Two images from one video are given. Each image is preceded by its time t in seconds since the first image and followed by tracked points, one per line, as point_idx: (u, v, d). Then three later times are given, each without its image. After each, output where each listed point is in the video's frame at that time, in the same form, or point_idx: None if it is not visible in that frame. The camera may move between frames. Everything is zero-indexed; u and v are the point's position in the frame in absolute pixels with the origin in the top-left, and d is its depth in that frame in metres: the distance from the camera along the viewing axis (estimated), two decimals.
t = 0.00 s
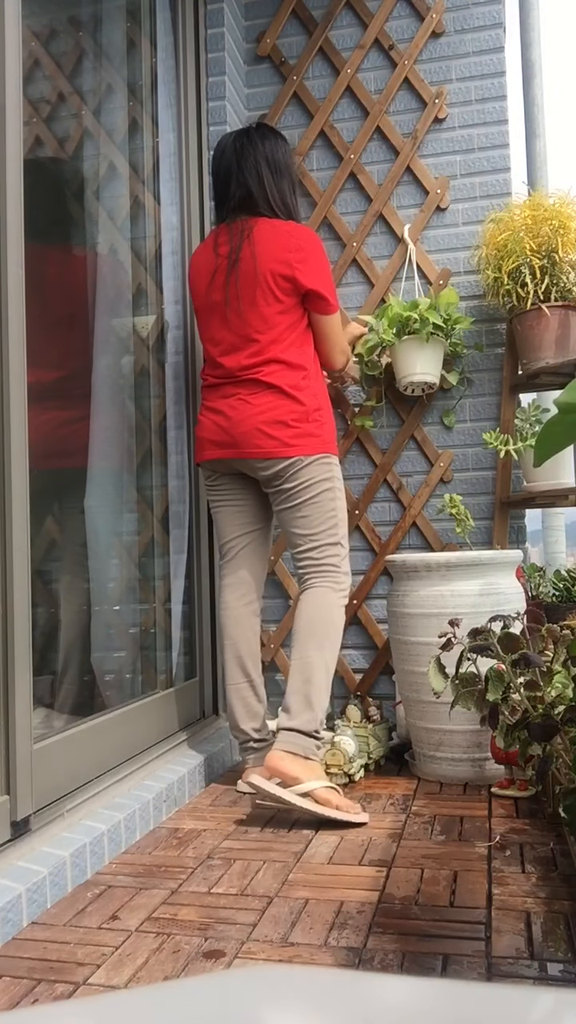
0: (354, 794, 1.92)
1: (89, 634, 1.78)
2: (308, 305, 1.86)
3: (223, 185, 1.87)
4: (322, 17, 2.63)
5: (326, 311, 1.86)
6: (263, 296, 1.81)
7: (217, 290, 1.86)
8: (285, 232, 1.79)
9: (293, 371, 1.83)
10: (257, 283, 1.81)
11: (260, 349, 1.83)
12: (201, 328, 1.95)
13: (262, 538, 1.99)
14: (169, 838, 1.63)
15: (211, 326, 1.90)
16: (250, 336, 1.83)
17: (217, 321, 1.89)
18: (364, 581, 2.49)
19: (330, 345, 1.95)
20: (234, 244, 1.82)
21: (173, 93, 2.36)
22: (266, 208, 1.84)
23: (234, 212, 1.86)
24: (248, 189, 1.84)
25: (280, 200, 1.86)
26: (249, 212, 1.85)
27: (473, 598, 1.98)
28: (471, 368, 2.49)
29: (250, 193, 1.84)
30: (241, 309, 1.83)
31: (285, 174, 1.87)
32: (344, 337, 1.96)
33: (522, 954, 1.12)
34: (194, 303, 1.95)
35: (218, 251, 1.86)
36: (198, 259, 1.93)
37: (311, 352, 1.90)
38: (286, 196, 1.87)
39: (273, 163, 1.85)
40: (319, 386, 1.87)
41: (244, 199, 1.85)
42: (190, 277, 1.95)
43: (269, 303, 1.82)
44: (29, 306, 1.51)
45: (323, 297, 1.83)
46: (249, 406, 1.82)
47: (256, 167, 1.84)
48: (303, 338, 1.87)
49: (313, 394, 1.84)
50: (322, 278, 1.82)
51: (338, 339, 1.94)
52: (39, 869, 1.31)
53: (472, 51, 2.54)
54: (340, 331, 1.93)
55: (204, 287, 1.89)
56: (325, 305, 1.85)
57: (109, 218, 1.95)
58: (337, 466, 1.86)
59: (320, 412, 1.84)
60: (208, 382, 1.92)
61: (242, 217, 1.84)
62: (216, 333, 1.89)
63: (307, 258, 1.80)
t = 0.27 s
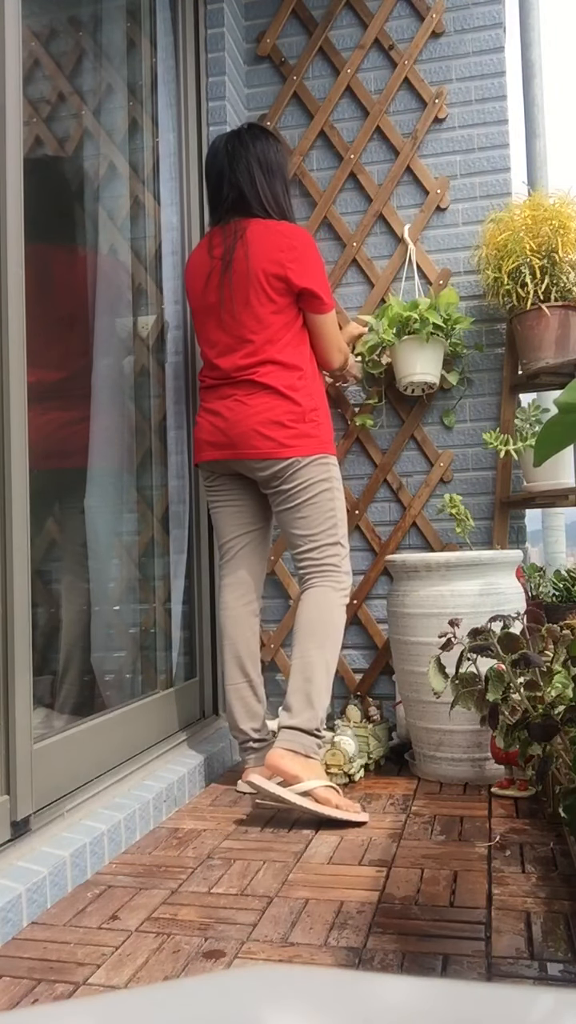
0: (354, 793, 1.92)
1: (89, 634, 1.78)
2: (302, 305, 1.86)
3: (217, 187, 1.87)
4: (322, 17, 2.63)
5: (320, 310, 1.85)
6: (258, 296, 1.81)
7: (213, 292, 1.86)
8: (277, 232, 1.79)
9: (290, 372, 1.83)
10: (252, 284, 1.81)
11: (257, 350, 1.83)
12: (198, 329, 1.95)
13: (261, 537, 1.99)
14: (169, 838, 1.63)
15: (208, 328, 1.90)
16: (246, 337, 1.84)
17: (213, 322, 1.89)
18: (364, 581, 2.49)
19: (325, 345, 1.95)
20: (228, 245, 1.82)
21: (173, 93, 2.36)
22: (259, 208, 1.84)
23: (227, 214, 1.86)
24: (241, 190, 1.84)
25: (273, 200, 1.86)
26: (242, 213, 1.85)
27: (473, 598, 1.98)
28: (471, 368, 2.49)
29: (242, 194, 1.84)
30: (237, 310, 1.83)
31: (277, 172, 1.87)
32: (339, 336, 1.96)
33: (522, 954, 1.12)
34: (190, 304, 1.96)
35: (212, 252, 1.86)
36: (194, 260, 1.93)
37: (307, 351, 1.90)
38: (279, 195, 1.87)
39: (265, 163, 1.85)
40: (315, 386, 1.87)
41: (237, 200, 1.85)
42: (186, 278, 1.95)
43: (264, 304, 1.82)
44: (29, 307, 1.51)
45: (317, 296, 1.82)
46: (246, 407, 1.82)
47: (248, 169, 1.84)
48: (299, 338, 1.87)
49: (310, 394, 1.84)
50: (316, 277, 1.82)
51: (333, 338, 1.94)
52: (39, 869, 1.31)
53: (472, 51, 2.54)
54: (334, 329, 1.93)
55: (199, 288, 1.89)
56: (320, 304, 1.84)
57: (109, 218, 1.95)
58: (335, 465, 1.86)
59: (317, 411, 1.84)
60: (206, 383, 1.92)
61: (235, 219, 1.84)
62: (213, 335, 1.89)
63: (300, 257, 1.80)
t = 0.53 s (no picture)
0: (354, 794, 1.92)
1: (89, 634, 1.78)
2: (301, 305, 1.85)
3: (215, 188, 1.87)
4: (322, 17, 2.63)
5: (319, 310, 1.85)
6: (256, 297, 1.81)
7: (212, 292, 1.86)
8: (275, 232, 1.79)
9: (289, 372, 1.84)
10: (251, 285, 1.81)
11: (256, 350, 1.83)
12: (197, 329, 1.95)
13: (261, 537, 1.99)
14: (169, 838, 1.63)
15: (207, 328, 1.91)
16: (245, 338, 1.84)
17: (213, 323, 1.89)
18: (364, 581, 2.49)
19: (324, 345, 1.95)
20: (227, 245, 1.82)
21: (173, 93, 2.36)
22: (257, 209, 1.84)
23: (225, 215, 1.86)
24: (239, 191, 1.84)
25: (271, 201, 1.86)
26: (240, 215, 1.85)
27: (473, 598, 1.98)
28: (471, 368, 2.49)
29: (240, 195, 1.84)
30: (236, 311, 1.83)
31: (275, 173, 1.87)
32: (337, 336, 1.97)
33: (522, 954, 1.12)
34: (190, 305, 1.96)
35: (211, 253, 1.86)
36: (193, 260, 1.93)
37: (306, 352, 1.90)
38: (277, 196, 1.87)
39: (263, 163, 1.85)
40: (315, 385, 1.87)
41: (235, 202, 1.85)
42: (185, 278, 1.95)
43: (263, 304, 1.82)
44: (30, 307, 1.51)
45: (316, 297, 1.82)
46: (246, 408, 1.82)
47: (246, 170, 1.84)
48: (298, 339, 1.87)
49: (309, 394, 1.84)
50: (314, 277, 1.82)
51: (332, 338, 1.94)
52: (39, 869, 1.31)
53: (472, 51, 2.54)
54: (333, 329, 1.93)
55: (198, 289, 1.90)
56: (319, 304, 1.84)
57: (109, 218, 1.95)
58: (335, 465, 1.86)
59: (317, 411, 1.84)
60: (206, 383, 1.92)
61: (234, 220, 1.84)
62: (212, 335, 1.89)
63: (298, 258, 1.79)
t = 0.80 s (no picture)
0: (354, 793, 1.92)
1: (89, 634, 1.78)
2: (301, 305, 1.85)
3: (215, 188, 1.87)
4: (322, 17, 2.63)
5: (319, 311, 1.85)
6: (256, 298, 1.81)
7: (212, 293, 1.86)
8: (275, 233, 1.79)
9: (289, 372, 1.84)
10: (251, 285, 1.81)
11: (256, 351, 1.83)
12: (197, 329, 1.95)
13: (260, 538, 1.99)
14: (169, 838, 1.63)
15: (207, 328, 1.91)
16: (245, 338, 1.84)
17: (212, 323, 1.89)
18: (364, 580, 2.49)
19: (324, 345, 1.95)
20: (227, 246, 1.82)
21: (173, 93, 2.36)
22: (258, 209, 1.84)
23: (225, 215, 1.85)
24: (239, 191, 1.84)
25: (272, 202, 1.86)
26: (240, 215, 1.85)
27: (473, 598, 1.98)
28: (471, 368, 2.49)
29: (240, 196, 1.84)
30: (236, 311, 1.83)
31: (275, 173, 1.87)
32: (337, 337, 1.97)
33: (522, 954, 1.12)
34: (189, 306, 1.96)
35: (211, 253, 1.86)
36: (193, 260, 1.93)
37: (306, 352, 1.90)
38: (277, 196, 1.87)
39: (263, 163, 1.85)
40: (314, 385, 1.87)
41: (235, 202, 1.85)
42: (186, 278, 1.95)
43: (263, 305, 1.82)
44: (30, 307, 1.51)
45: (316, 297, 1.82)
46: (246, 408, 1.82)
47: (246, 170, 1.84)
48: (298, 339, 1.87)
49: (309, 394, 1.84)
50: (314, 278, 1.82)
51: (332, 338, 1.94)
52: (39, 869, 1.31)
53: (472, 51, 2.54)
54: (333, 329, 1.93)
55: (198, 290, 1.90)
56: (319, 305, 1.84)
57: (109, 218, 1.95)
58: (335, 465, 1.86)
59: (316, 411, 1.84)
60: (206, 383, 1.92)
61: (234, 221, 1.84)
62: (212, 336, 1.89)
63: (298, 259, 1.79)
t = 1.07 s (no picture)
0: (354, 794, 1.92)
1: (89, 634, 1.78)
2: (301, 305, 1.85)
3: (215, 188, 1.87)
4: (322, 17, 2.63)
5: (320, 311, 1.85)
6: (257, 298, 1.81)
7: (212, 293, 1.86)
8: (276, 233, 1.79)
9: (289, 372, 1.84)
10: (251, 285, 1.81)
11: (257, 351, 1.83)
12: (197, 330, 1.95)
13: (260, 538, 1.99)
14: (169, 838, 1.63)
15: (207, 328, 1.91)
16: (245, 338, 1.84)
17: (213, 324, 1.89)
18: (364, 580, 2.49)
19: (324, 345, 1.95)
20: (227, 246, 1.82)
21: (173, 93, 2.36)
22: (258, 210, 1.84)
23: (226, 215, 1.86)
24: (240, 191, 1.84)
25: (272, 202, 1.86)
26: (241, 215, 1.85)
27: (473, 598, 1.98)
28: (471, 368, 2.49)
29: (241, 196, 1.84)
30: (236, 312, 1.83)
31: (276, 174, 1.87)
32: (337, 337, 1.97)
33: (522, 954, 1.12)
34: (190, 306, 1.96)
35: (211, 254, 1.86)
36: (193, 260, 1.93)
37: (306, 352, 1.90)
38: (278, 196, 1.87)
39: (263, 164, 1.85)
40: (314, 386, 1.87)
41: (235, 202, 1.85)
42: (186, 279, 1.95)
43: (263, 305, 1.82)
44: (30, 307, 1.51)
45: (317, 298, 1.82)
46: (247, 408, 1.82)
47: (246, 170, 1.84)
48: (298, 339, 1.87)
49: (309, 395, 1.84)
50: (315, 278, 1.82)
51: (332, 338, 1.94)
52: (39, 869, 1.31)
53: (472, 51, 2.54)
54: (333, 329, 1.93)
55: (198, 290, 1.90)
56: (319, 305, 1.84)
57: (109, 218, 1.95)
58: (335, 465, 1.86)
59: (317, 412, 1.84)
60: (206, 384, 1.92)
61: (234, 221, 1.84)
62: (212, 336, 1.89)
63: (299, 259, 1.79)
